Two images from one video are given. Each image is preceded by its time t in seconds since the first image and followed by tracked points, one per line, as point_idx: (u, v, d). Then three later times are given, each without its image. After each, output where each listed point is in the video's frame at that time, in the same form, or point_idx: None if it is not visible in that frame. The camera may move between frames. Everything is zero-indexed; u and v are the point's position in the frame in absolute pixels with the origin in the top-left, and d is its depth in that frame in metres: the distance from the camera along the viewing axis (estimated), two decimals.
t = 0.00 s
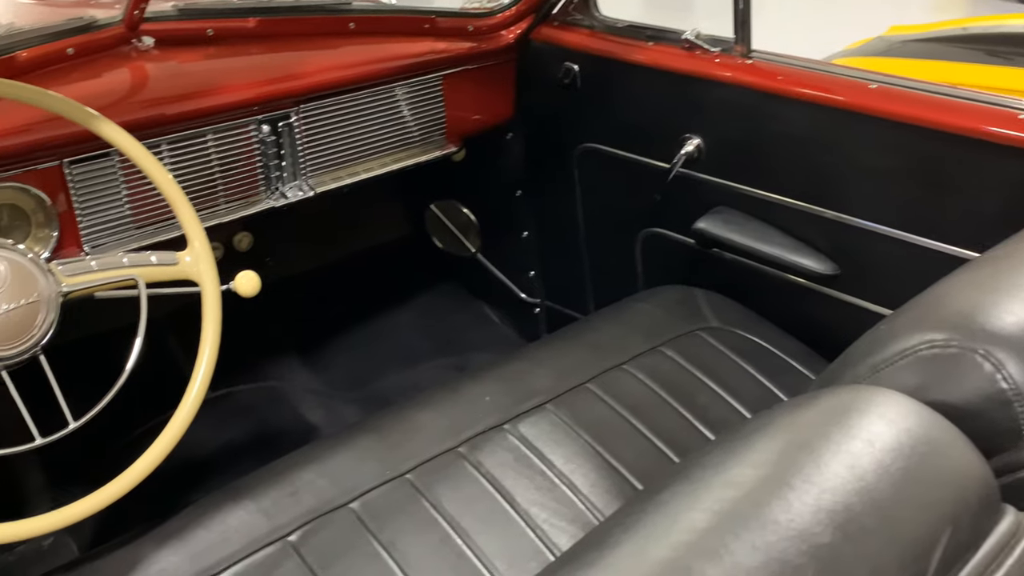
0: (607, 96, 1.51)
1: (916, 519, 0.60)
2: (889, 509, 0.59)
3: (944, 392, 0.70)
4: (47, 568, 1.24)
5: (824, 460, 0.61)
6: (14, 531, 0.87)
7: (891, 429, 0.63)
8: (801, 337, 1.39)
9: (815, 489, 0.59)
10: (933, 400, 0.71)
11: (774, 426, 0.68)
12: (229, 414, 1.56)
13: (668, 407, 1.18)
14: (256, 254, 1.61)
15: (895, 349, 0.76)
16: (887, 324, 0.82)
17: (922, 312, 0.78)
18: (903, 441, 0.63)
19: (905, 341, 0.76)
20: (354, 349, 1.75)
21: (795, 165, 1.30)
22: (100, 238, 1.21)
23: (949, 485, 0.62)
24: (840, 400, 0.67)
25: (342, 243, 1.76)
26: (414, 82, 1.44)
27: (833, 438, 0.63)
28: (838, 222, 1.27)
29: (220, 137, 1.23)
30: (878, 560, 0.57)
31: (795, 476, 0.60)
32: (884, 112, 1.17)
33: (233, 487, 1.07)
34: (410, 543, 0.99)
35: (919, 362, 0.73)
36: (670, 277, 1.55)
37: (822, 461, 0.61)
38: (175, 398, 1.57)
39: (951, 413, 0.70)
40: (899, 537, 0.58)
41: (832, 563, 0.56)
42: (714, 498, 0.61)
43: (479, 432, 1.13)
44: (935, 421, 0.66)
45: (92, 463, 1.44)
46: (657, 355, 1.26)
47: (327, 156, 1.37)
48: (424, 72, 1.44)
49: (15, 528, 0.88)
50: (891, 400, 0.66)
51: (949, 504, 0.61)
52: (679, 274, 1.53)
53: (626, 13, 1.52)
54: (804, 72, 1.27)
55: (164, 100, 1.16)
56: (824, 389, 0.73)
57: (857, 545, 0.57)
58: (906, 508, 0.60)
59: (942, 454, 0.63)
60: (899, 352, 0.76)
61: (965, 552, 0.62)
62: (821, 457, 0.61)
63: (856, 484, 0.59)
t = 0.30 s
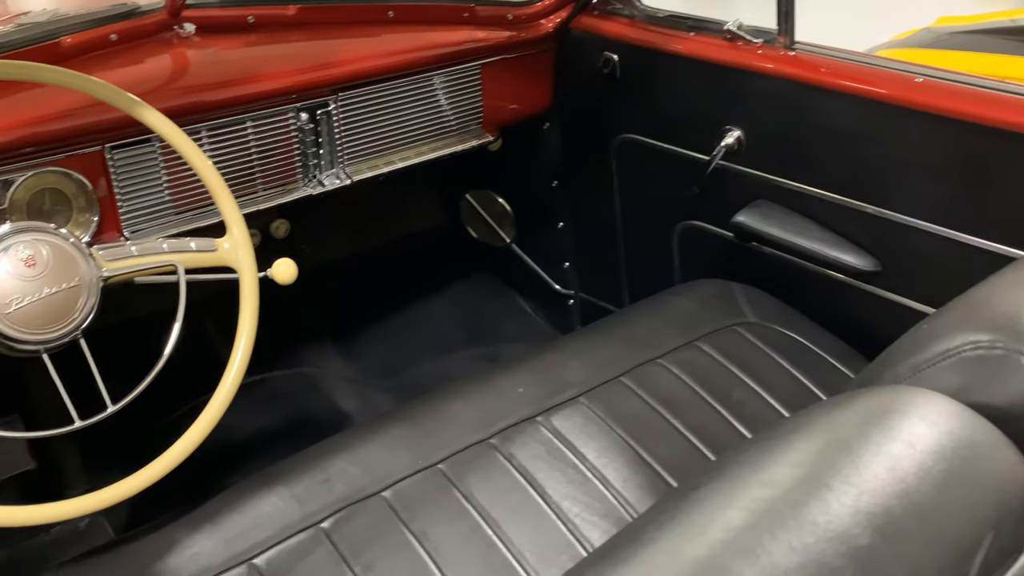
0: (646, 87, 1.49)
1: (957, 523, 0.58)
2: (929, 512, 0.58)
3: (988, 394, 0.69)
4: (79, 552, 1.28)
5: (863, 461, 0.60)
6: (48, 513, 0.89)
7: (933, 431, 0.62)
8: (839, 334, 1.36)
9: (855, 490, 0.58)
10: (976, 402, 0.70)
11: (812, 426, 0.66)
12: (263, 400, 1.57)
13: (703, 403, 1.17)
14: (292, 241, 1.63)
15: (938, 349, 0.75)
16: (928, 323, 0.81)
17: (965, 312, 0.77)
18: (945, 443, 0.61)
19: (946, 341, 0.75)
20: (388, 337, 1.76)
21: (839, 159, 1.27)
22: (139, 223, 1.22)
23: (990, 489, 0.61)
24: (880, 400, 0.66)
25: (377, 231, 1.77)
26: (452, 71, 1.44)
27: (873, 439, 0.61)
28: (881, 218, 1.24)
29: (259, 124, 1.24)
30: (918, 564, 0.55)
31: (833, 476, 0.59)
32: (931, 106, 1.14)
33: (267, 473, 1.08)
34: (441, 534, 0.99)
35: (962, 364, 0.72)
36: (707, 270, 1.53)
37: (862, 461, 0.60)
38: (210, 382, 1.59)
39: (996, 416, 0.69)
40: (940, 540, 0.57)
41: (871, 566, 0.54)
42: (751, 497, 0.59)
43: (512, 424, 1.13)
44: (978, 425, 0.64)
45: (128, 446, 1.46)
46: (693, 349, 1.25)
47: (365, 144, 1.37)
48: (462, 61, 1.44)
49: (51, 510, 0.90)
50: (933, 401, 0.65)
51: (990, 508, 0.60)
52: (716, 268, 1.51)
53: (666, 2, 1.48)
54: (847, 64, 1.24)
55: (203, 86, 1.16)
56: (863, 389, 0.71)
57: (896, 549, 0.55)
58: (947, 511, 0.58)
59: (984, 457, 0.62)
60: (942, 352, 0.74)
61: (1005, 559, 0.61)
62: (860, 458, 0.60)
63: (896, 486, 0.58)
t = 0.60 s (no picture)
0: (683, 79, 1.47)
1: (995, 529, 0.57)
2: (965, 518, 0.56)
3: None
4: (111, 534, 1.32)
5: (901, 465, 0.58)
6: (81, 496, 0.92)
7: (972, 435, 0.60)
8: (876, 331, 1.34)
9: (891, 495, 0.56)
10: (1016, 406, 0.68)
11: (847, 428, 0.65)
12: (295, 386, 1.59)
13: (736, 399, 1.16)
14: (326, 229, 1.63)
15: (978, 351, 0.73)
16: (969, 324, 0.79)
17: (1007, 314, 0.75)
18: (984, 447, 0.60)
19: (987, 342, 0.73)
20: (419, 326, 1.77)
21: (879, 154, 1.24)
22: (177, 210, 1.24)
23: None
24: (917, 403, 0.64)
25: (410, 222, 1.77)
26: (488, 62, 1.43)
27: (910, 442, 0.60)
28: (920, 215, 1.22)
29: (296, 113, 1.24)
30: (955, 570, 0.54)
31: (869, 479, 0.58)
32: (975, 103, 1.11)
33: (298, 460, 1.08)
34: (470, 524, 1.00)
35: (1002, 366, 0.71)
36: (742, 264, 1.50)
37: (898, 465, 0.58)
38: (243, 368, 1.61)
39: None
40: (976, 546, 0.56)
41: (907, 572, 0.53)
42: (785, 498, 0.58)
43: (542, 416, 1.12)
44: (1018, 429, 0.62)
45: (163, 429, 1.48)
46: (726, 345, 1.24)
47: (400, 134, 1.37)
48: (498, 52, 1.44)
49: (86, 493, 0.92)
50: (972, 404, 0.63)
51: None
52: (751, 262, 1.48)
53: None
54: (888, 58, 1.22)
55: (240, 75, 1.17)
56: (900, 390, 0.69)
57: (933, 555, 0.54)
58: (985, 517, 0.57)
59: None
60: (981, 354, 0.73)
61: None
62: (897, 462, 0.59)
63: (933, 491, 0.57)
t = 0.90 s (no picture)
0: (717, 73, 1.46)
1: None
2: (999, 523, 0.55)
3: None
4: (143, 518, 1.35)
5: (935, 468, 0.58)
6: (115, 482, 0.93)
7: (1008, 438, 0.59)
8: (908, 330, 1.32)
9: (925, 499, 0.56)
10: None
11: (881, 430, 0.64)
12: (324, 375, 1.60)
13: (766, 396, 1.15)
14: (355, 220, 1.64)
15: (1016, 354, 0.72)
16: (1007, 327, 0.78)
17: None
18: (1020, 451, 0.59)
19: None
20: (447, 317, 1.78)
21: (915, 151, 1.22)
22: (211, 199, 1.25)
23: None
24: (952, 406, 0.63)
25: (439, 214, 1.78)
26: (520, 54, 1.43)
27: (944, 446, 0.59)
28: (956, 214, 1.20)
29: (329, 104, 1.25)
30: None
31: (902, 483, 0.57)
32: (1016, 101, 1.09)
33: (328, 448, 1.09)
34: (496, 516, 1.00)
35: None
36: (773, 260, 1.49)
37: (932, 468, 0.58)
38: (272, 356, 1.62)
39: None
40: (1011, 552, 0.55)
41: None
42: (817, 500, 0.58)
43: (570, 410, 1.12)
44: None
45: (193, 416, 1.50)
46: (756, 341, 1.23)
47: (431, 126, 1.38)
48: (530, 44, 1.43)
49: (120, 479, 0.94)
50: (1009, 407, 0.62)
51: None
52: (783, 258, 1.47)
53: None
54: (926, 54, 1.20)
55: (274, 66, 1.18)
56: (935, 393, 0.68)
57: (967, 561, 0.53)
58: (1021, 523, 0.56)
59: None
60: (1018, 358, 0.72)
61: None
62: (930, 465, 0.58)
63: (968, 496, 0.56)
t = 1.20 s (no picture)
0: (747, 68, 1.45)
1: None
2: None
3: None
4: (170, 505, 1.37)
5: (970, 472, 0.57)
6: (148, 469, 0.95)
7: None
8: (938, 330, 1.31)
9: (961, 502, 0.55)
10: None
11: (915, 432, 0.64)
12: (350, 366, 1.62)
13: (793, 395, 1.14)
14: (383, 213, 1.64)
15: None
16: None
17: None
18: None
19: None
20: (471, 310, 1.78)
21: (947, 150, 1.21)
22: (241, 191, 1.26)
23: None
24: (988, 409, 0.63)
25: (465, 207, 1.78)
26: (548, 48, 1.43)
27: (980, 449, 0.58)
28: (989, 213, 1.18)
29: (359, 97, 1.26)
30: None
31: (937, 485, 0.57)
32: None
33: (353, 440, 1.10)
34: (521, 510, 1.01)
35: None
36: (801, 258, 1.48)
37: (968, 471, 0.57)
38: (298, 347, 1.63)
39: None
40: None
41: None
42: (851, 502, 0.57)
43: (595, 405, 1.12)
44: None
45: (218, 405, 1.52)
46: (783, 339, 1.22)
47: (460, 120, 1.38)
48: (558, 39, 1.43)
49: (152, 466, 0.95)
50: None
51: None
52: (811, 256, 1.46)
53: None
54: (960, 52, 1.18)
55: (303, 59, 1.18)
56: (970, 395, 0.68)
57: (1004, 566, 0.53)
58: None
59: None
60: None
61: None
62: (966, 468, 0.57)
63: (1005, 500, 0.55)
